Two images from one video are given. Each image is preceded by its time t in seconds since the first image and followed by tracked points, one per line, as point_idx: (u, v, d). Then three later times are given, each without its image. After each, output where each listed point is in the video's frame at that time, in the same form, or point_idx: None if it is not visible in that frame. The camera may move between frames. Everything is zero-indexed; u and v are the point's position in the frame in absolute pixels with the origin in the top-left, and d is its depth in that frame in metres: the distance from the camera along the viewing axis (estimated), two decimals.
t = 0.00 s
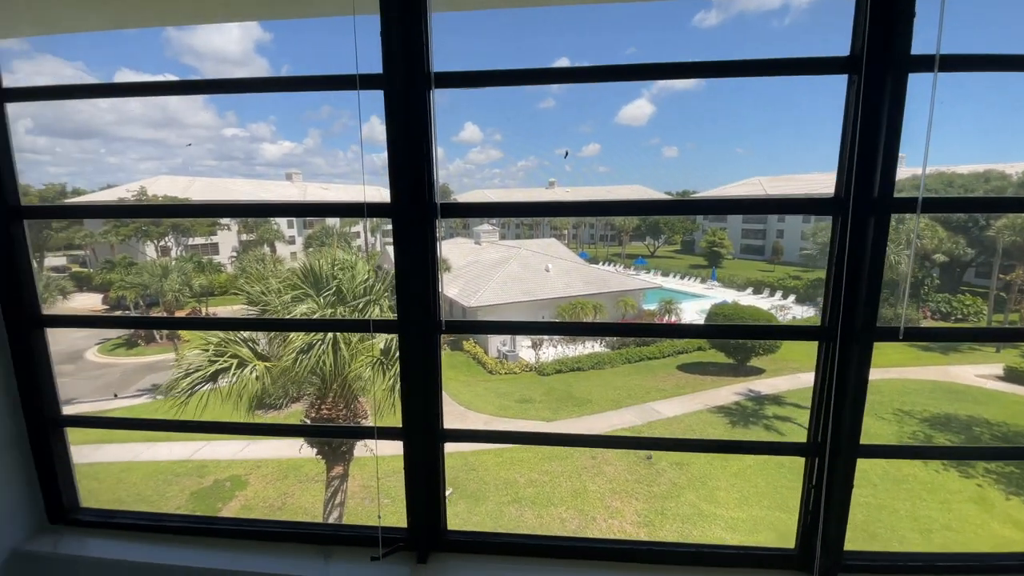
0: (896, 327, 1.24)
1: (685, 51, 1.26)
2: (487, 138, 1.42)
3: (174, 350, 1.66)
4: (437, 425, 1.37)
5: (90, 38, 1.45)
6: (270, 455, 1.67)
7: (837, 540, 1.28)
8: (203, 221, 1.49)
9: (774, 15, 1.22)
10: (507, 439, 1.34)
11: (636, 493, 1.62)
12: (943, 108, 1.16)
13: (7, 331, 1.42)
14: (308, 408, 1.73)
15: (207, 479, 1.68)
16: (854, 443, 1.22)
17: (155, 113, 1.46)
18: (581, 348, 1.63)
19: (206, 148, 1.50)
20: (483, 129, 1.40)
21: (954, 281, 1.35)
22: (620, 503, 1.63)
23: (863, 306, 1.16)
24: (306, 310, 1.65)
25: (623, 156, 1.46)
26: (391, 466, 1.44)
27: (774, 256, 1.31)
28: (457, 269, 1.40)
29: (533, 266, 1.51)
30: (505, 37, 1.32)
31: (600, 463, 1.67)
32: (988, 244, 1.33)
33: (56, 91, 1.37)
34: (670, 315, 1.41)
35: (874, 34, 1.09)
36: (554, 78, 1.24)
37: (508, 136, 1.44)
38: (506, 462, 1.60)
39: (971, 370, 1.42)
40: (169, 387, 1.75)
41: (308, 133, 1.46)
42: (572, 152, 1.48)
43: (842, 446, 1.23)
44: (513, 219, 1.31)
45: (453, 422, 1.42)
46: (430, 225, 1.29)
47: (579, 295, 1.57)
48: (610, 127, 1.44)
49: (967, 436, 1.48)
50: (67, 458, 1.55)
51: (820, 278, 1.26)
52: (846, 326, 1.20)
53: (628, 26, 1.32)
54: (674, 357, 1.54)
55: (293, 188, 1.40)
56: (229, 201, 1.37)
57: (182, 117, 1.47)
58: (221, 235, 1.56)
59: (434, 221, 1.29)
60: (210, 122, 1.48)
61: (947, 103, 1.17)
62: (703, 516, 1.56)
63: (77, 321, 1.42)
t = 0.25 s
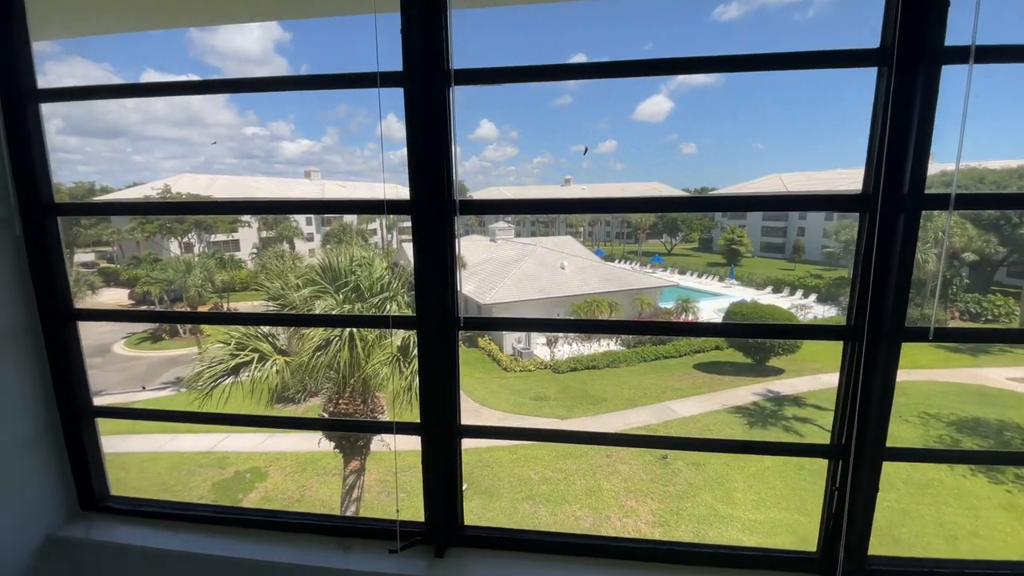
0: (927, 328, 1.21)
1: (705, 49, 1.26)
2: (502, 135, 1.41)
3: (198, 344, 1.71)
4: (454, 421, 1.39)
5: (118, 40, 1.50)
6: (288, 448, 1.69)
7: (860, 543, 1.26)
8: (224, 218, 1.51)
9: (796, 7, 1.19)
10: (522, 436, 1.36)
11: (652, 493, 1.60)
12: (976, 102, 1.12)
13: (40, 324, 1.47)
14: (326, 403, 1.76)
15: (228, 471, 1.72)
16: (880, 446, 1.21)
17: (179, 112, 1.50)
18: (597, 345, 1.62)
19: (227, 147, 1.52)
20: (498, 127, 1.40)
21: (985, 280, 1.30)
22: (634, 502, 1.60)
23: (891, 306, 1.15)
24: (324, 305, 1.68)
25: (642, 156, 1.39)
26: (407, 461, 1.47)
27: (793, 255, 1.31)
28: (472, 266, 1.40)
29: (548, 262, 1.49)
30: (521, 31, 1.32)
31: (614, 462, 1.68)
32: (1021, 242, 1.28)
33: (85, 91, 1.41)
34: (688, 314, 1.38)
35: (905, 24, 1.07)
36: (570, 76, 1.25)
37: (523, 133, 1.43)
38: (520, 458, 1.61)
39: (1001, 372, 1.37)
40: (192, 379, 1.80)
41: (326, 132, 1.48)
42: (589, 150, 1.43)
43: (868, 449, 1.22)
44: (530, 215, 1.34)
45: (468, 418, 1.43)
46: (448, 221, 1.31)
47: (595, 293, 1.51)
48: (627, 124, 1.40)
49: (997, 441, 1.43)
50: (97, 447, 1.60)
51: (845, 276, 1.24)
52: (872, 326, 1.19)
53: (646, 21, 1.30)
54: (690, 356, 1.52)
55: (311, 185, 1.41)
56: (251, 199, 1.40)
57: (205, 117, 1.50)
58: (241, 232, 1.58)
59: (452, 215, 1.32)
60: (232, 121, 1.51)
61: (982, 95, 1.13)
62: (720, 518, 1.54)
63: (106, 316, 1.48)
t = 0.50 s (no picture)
0: (949, 323, 1.17)
1: (724, 37, 1.21)
2: (520, 131, 1.41)
3: (221, 339, 1.77)
4: (470, 413, 1.42)
5: (146, 41, 1.54)
6: (310, 440, 1.74)
7: (876, 542, 1.27)
8: (247, 214, 1.55)
9: None
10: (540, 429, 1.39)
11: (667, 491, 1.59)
12: (1007, 93, 1.08)
13: (75, 315, 1.55)
14: (345, 395, 1.76)
15: (250, 461, 1.75)
16: (898, 442, 1.20)
17: (202, 111, 1.53)
18: (613, 343, 1.58)
19: (250, 145, 1.56)
20: (516, 123, 1.41)
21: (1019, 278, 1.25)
22: (650, 501, 1.56)
23: (913, 303, 1.14)
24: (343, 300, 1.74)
25: (661, 152, 1.36)
26: (424, 454, 1.51)
27: (819, 252, 1.27)
28: (488, 262, 1.41)
29: (565, 259, 1.50)
30: (540, 27, 1.32)
31: (630, 459, 1.65)
32: None
33: (116, 92, 1.46)
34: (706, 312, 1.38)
35: (930, 15, 1.05)
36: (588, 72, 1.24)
37: (541, 129, 1.43)
38: (535, 454, 1.59)
39: None
40: (215, 371, 1.84)
41: (346, 129, 1.51)
42: (607, 145, 1.40)
43: (886, 446, 1.21)
44: (546, 212, 1.36)
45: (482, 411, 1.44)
46: (467, 215, 1.33)
47: (611, 289, 1.46)
48: (645, 118, 1.38)
49: None
50: (130, 435, 1.68)
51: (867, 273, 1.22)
52: (893, 321, 1.18)
53: (665, 15, 1.28)
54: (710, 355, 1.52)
55: (331, 182, 1.45)
56: (273, 195, 1.43)
57: (228, 115, 1.54)
58: (262, 228, 1.62)
59: (469, 210, 1.33)
60: (254, 119, 1.54)
61: (1013, 87, 1.08)
62: (738, 518, 1.53)
63: (137, 308, 1.55)
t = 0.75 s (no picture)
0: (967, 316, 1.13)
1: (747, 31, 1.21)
2: (540, 127, 1.42)
3: (246, 331, 1.79)
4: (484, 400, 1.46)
5: (173, 41, 1.58)
6: (334, 431, 1.78)
7: (891, 537, 1.26)
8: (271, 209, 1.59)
9: None
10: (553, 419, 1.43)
11: (686, 490, 1.57)
12: None
13: (112, 301, 1.64)
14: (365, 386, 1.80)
15: (273, 451, 1.78)
16: (914, 438, 1.19)
17: (228, 109, 1.57)
18: (631, 339, 1.56)
19: (274, 141, 1.60)
20: (535, 118, 1.41)
21: None
22: (668, 498, 1.54)
23: (929, 296, 1.12)
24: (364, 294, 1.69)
25: (685, 149, 1.32)
26: (440, 447, 1.56)
27: (846, 249, 1.24)
28: (505, 259, 1.43)
29: (583, 256, 1.49)
30: (558, 18, 1.31)
31: (648, 456, 1.61)
32: None
33: (148, 90, 1.52)
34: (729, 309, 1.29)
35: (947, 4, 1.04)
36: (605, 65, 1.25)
37: (561, 124, 1.42)
38: (553, 448, 1.61)
39: None
40: (239, 363, 1.81)
41: (367, 125, 1.52)
42: (627, 140, 1.38)
43: (901, 440, 1.21)
44: (564, 206, 1.37)
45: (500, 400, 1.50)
46: (480, 207, 1.36)
47: (629, 286, 1.45)
48: (667, 112, 1.34)
49: None
50: (162, 420, 1.79)
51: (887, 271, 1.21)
52: (908, 313, 1.17)
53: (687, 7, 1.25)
54: (729, 353, 1.48)
55: (352, 178, 1.47)
56: (296, 191, 1.47)
57: (253, 112, 1.58)
58: (287, 223, 1.66)
59: (484, 201, 1.37)
60: (277, 116, 1.57)
61: None
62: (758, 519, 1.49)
63: (171, 296, 1.64)
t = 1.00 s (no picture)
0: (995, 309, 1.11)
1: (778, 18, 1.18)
2: (563, 120, 1.40)
3: (275, 322, 1.82)
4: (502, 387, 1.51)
5: (206, 40, 1.63)
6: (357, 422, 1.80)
7: (913, 529, 1.26)
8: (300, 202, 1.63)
9: None
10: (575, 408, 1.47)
11: (709, 488, 1.53)
12: None
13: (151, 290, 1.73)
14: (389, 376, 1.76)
15: (301, 439, 1.83)
16: (938, 430, 1.19)
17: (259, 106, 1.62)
18: (655, 336, 1.50)
19: (302, 137, 1.63)
20: (559, 111, 1.39)
21: None
22: (690, 496, 1.51)
23: (955, 288, 1.11)
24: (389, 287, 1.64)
25: (714, 141, 1.29)
26: (460, 439, 1.62)
27: (881, 245, 1.20)
28: (528, 254, 1.46)
29: (607, 250, 1.44)
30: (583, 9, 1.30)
31: (670, 454, 1.55)
32: None
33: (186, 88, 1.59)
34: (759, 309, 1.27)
35: None
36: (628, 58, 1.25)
37: (584, 117, 1.39)
38: (573, 444, 1.62)
39: None
40: (270, 353, 1.82)
41: (392, 121, 1.54)
42: (652, 133, 1.33)
43: (924, 432, 1.21)
44: (587, 201, 1.39)
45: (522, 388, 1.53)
46: (500, 200, 1.39)
47: (655, 282, 1.41)
48: (695, 103, 1.30)
49: None
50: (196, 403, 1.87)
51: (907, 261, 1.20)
52: (933, 305, 1.16)
53: None
54: (757, 350, 1.41)
55: (377, 173, 1.50)
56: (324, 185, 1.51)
57: (283, 109, 1.62)
58: (314, 217, 1.69)
59: (502, 193, 1.39)
60: (306, 113, 1.61)
61: None
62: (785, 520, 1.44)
63: (206, 286, 1.72)
